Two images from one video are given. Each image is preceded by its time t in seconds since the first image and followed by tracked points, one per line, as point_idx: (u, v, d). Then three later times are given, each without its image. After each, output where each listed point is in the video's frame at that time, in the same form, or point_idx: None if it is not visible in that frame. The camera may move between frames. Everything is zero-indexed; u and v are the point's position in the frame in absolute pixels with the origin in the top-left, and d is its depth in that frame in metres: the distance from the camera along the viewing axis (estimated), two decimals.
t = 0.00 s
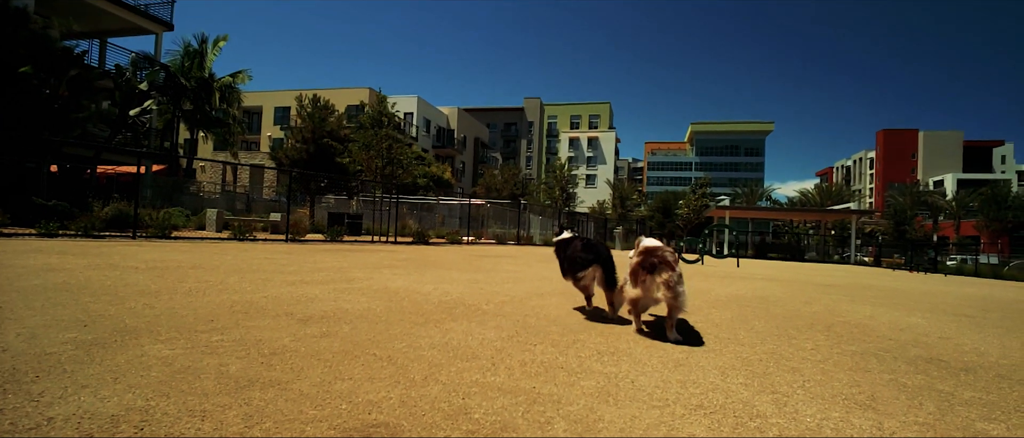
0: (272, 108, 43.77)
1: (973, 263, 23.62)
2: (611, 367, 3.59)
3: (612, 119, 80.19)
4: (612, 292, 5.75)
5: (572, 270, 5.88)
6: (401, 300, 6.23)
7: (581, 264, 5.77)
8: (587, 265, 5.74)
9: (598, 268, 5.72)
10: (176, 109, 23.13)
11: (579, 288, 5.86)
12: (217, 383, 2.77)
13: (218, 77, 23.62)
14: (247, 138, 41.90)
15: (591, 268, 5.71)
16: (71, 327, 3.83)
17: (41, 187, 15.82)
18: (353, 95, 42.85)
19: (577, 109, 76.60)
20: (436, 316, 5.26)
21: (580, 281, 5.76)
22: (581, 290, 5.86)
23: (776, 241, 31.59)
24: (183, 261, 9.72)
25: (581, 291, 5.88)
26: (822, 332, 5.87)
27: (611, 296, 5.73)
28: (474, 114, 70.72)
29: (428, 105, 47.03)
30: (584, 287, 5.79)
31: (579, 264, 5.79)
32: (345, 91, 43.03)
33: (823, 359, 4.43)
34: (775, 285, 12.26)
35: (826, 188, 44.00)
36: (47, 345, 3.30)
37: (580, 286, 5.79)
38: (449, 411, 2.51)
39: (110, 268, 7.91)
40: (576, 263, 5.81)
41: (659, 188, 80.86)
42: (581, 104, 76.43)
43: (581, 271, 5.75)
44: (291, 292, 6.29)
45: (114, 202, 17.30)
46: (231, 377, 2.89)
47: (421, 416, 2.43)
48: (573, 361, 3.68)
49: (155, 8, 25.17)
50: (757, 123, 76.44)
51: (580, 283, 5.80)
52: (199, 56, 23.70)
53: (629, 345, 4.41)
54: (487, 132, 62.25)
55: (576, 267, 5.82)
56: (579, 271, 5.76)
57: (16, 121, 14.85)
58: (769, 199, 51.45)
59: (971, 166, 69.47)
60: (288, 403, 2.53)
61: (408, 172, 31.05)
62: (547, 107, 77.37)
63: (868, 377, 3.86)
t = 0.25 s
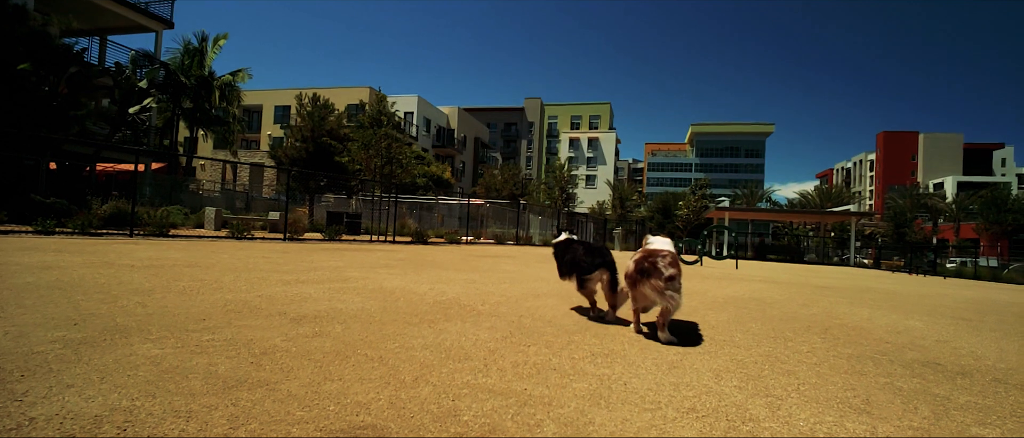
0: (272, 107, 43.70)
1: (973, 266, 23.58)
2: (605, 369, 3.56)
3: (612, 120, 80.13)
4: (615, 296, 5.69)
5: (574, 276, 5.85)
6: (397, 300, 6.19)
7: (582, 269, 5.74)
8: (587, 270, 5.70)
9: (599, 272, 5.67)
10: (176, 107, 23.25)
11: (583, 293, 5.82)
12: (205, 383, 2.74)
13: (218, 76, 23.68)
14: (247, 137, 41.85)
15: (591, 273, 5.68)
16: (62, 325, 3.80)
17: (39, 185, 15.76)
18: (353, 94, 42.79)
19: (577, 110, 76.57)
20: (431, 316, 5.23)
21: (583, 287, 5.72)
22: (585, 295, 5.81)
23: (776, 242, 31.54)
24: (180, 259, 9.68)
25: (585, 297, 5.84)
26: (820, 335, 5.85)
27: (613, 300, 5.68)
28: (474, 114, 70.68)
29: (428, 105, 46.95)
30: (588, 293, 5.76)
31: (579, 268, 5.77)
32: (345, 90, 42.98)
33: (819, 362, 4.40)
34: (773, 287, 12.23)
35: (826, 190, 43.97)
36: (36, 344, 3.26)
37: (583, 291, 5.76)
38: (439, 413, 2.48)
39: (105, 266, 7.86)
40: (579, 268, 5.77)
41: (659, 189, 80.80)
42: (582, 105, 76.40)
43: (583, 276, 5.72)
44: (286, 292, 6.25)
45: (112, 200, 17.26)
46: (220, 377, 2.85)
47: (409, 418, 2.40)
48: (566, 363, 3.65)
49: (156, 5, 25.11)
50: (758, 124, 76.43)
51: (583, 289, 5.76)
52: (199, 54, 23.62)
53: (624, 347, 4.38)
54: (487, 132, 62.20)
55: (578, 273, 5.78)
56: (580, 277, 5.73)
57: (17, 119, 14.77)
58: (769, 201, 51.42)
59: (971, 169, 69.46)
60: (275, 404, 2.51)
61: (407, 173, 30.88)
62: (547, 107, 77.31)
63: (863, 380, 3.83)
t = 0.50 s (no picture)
0: (272, 107, 43.68)
1: (974, 269, 23.55)
2: (599, 372, 3.53)
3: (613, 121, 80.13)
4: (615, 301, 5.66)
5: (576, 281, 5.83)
6: (393, 301, 6.16)
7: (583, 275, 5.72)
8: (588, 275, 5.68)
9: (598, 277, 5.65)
10: (177, 107, 23.12)
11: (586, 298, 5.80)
12: (194, 384, 2.71)
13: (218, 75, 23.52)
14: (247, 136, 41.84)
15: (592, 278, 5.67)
16: (53, 325, 3.78)
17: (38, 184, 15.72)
18: (354, 94, 42.76)
19: (578, 111, 76.57)
20: (426, 318, 5.20)
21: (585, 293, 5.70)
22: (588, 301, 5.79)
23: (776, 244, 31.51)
24: (177, 259, 9.66)
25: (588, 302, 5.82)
26: (817, 338, 5.82)
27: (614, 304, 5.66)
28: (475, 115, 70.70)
29: (428, 105, 46.93)
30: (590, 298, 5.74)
31: (580, 273, 5.77)
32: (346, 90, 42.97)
33: (816, 366, 4.37)
34: (772, 289, 12.20)
35: (827, 192, 43.95)
36: (24, 344, 3.23)
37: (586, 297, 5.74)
38: (428, 416, 2.46)
39: (101, 265, 7.83)
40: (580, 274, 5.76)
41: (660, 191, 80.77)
42: (582, 106, 76.40)
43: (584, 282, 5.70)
44: (282, 292, 6.23)
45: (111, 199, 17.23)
46: (209, 378, 2.83)
47: (398, 421, 2.38)
48: (560, 365, 3.62)
49: (157, 5, 25.08)
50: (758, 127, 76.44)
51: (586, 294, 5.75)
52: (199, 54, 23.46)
53: (619, 349, 4.34)
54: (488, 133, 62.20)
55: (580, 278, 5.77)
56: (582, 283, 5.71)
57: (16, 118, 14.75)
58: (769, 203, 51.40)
59: (972, 172, 69.44)
60: (264, 405, 2.48)
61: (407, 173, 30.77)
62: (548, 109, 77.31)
63: (860, 385, 3.81)
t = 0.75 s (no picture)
0: (272, 106, 43.65)
1: (973, 272, 23.54)
2: (593, 374, 3.50)
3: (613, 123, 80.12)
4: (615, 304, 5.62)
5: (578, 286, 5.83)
6: (388, 302, 6.14)
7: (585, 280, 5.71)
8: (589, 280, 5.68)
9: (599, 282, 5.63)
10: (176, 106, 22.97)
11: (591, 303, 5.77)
12: (181, 385, 2.68)
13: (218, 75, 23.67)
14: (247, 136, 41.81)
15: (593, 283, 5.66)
16: (43, 325, 3.74)
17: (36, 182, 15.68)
18: (354, 94, 42.75)
19: (578, 112, 76.55)
20: (421, 319, 5.17)
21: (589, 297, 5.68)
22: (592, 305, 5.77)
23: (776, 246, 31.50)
24: (174, 258, 9.64)
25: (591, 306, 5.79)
26: (815, 341, 5.79)
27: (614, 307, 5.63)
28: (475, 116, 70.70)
29: (428, 105, 46.91)
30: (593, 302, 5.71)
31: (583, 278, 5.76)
32: (346, 90, 42.96)
33: (812, 369, 4.34)
34: (771, 291, 12.18)
35: (827, 195, 43.95)
36: (12, 343, 3.20)
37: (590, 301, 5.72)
38: (417, 419, 2.43)
39: (97, 264, 7.81)
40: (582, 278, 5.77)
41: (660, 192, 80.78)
42: (583, 107, 76.40)
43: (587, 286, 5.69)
44: (277, 292, 6.20)
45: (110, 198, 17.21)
46: (197, 379, 2.80)
47: (386, 424, 2.35)
48: (554, 368, 3.59)
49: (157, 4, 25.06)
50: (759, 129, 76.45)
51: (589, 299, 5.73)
52: (199, 54, 23.62)
53: (614, 352, 4.31)
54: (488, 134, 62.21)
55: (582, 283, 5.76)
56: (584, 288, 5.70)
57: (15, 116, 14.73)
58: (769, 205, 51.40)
59: (972, 175, 69.45)
60: (251, 407, 2.45)
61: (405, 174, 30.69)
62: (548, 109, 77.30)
63: (855, 388, 3.78)
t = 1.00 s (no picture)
0: (271, 105, 43.56)
1: (972, 275, 23.55)
2: (585, 377, 3.47)
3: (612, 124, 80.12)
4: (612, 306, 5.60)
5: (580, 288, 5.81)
6: (382, 302, 6.10)
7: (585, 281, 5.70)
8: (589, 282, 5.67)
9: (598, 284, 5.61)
10: (174, 104, 22.85)
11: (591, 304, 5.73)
12: (166, 387, 2.64)
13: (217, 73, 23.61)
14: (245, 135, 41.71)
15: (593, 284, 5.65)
16: (30, 325, 3.70)
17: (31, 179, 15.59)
18: (353, 94, 42.67)
19: (578, 113, 76.53)
20: (414, 320, 5.13)
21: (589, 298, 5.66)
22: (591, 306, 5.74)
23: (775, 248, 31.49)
24: (168, 257, 9.58)
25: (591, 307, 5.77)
26: (811, 344, 5.76)
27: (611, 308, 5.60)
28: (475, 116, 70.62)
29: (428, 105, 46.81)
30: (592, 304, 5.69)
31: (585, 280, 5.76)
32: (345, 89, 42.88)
33: (807, 372, 4.32)
34: (769, 293, 12.17)
35: (826, 197, 43.98)
36: None
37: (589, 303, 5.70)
38: (404, 421, 2.40)
39: (90, 263, 7.76)
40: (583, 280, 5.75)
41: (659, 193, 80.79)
42: (582, 108, 76.38)
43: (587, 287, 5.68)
44: (270, 292, 6.16)
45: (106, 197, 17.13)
46: (183, 380, 2.76)
47: (372, 426, 2.32)
48: (545, 370, 3.56)
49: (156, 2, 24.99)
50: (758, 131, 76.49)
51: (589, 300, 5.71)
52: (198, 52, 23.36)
53: (607, 354, 4.28)
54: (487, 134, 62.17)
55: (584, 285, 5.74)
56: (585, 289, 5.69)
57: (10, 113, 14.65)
58: (768, 207, 51.43)
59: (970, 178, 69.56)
60: (235, 409, 2.42)
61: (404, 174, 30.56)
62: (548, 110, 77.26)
63: (850, 392, 3.76)
